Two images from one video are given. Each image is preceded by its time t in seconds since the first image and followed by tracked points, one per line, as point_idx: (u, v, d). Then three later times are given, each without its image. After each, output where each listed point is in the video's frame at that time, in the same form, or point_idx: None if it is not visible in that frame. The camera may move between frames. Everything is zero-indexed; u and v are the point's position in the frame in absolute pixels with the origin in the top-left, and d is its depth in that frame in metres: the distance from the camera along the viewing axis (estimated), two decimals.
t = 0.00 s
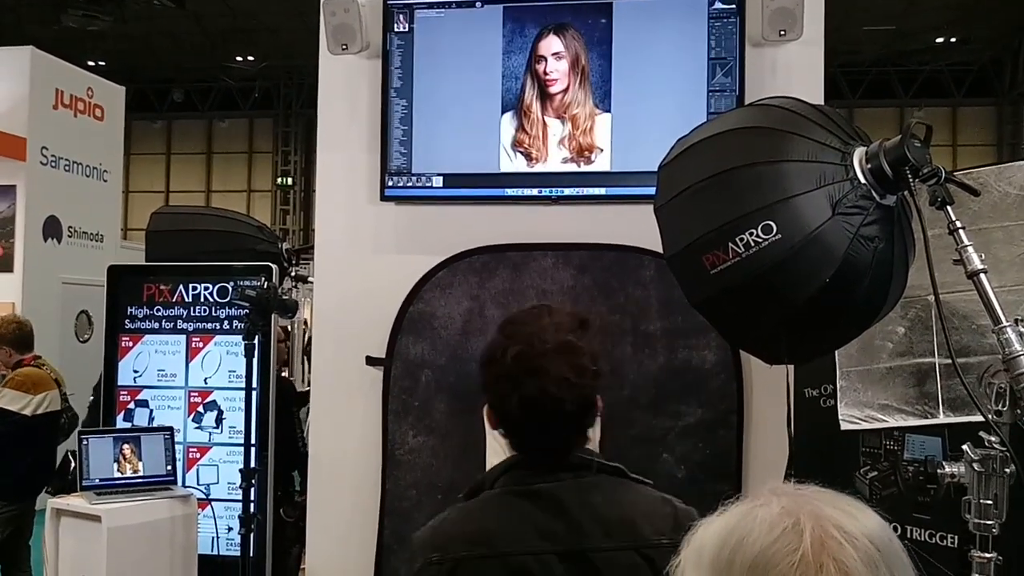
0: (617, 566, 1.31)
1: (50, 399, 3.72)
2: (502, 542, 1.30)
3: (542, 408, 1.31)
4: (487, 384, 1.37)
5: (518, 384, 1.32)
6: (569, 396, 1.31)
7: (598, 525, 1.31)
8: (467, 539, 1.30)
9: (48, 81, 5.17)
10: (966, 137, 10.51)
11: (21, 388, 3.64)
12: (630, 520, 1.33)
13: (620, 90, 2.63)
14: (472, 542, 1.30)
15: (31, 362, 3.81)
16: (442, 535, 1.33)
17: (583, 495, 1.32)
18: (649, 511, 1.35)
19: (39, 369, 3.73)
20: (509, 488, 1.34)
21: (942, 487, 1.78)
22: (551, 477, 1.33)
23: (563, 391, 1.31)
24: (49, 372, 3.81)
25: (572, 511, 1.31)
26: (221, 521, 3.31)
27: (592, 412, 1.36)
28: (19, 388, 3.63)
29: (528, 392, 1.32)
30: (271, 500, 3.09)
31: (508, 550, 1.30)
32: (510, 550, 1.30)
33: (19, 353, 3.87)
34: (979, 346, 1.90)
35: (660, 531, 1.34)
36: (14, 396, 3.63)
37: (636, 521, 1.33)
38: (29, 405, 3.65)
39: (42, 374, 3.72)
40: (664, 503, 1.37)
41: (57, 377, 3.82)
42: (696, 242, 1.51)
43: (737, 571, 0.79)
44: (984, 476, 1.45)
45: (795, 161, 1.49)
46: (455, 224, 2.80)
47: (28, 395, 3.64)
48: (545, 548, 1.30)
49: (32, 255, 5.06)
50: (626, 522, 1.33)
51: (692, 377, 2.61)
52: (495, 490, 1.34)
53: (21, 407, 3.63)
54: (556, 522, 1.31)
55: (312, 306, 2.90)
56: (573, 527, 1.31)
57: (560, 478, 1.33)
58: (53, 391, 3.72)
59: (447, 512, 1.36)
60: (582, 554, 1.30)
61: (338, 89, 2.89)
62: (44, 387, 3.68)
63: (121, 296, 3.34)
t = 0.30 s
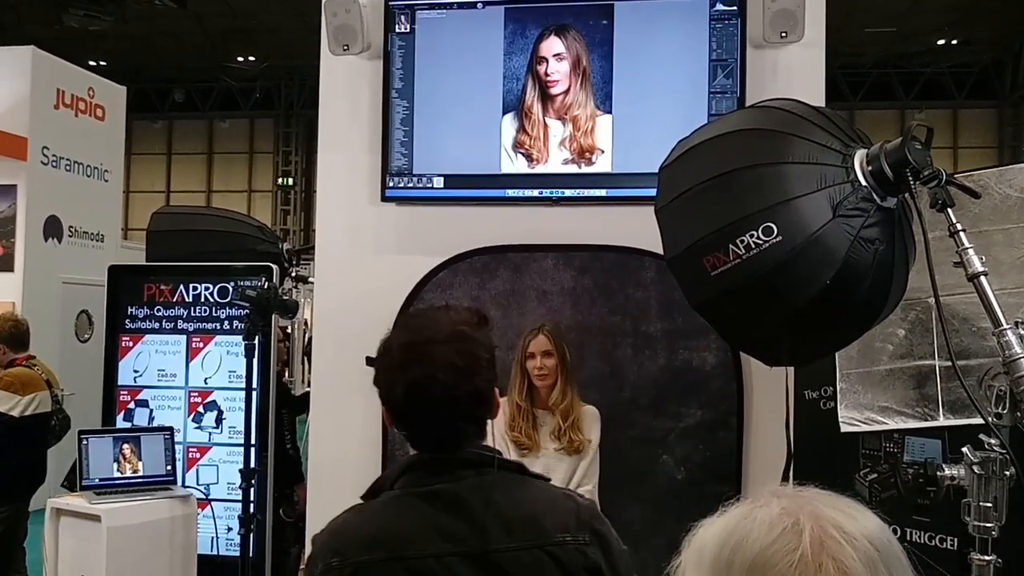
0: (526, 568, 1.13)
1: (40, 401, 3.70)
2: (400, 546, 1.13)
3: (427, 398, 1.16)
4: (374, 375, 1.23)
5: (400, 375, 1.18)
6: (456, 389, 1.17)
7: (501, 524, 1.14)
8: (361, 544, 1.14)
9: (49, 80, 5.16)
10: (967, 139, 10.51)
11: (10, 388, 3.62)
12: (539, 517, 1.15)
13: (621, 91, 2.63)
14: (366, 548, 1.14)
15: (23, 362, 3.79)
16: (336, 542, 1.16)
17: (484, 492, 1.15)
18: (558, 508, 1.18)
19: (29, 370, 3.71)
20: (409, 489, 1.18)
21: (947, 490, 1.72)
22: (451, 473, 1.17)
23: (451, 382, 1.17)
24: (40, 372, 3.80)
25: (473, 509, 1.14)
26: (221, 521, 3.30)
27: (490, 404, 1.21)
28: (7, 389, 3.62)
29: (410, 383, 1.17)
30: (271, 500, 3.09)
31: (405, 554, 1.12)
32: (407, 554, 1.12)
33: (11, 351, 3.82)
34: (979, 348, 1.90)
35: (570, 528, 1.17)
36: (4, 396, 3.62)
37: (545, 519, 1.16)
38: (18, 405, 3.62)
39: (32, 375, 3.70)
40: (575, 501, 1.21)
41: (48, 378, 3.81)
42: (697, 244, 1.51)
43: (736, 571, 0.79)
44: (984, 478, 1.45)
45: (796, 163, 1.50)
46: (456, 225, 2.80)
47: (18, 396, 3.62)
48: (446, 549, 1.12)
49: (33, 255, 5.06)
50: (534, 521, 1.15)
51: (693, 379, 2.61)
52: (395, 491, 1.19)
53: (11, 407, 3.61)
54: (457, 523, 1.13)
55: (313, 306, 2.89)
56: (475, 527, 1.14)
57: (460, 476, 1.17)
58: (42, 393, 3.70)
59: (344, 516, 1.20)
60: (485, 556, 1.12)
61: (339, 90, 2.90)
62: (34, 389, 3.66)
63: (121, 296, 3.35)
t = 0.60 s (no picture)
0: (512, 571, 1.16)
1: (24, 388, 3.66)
2: (385, 558, 1.12)
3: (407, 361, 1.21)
4: (348, 348, 1.26)
5: (383, 341, 1.23)
6: (439, 361, 1.23)
7: (486, 530, 1.16)
8: (344, 558, 1.12)
9: (50, 79, 5.16)
10: (967, 140, 10.52)
11: None
12: (519, 521, 1.18)
13: (622, 91, 2.63)
14: (351, 561, 1.12)
15: (8, 350, 3.76)
16: (317, 554, 1.12)
17: (466, 498, 1.17)
18: (532, 510, 1.21)
19: (12, 357, 3.68)
20: (386, 498, 1.16)
21: (943, 490, 1.66)
22: (428, 479, 1.16)
23: (433, 352, 1.23)
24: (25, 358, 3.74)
25: (456, 516, 1.15)
26: (221, 520, 3.30)
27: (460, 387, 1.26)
28: None
29: (394, 346, 1.22)
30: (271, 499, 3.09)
31: (393, 567, 1.12)
32: (395, 565, 1.12)
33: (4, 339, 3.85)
34: (980, 348, 1.90)
35: (547, 530, 1.20)
36: None
37: (525, 521, 1.19)
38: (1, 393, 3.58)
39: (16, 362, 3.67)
40: (544, 501, 1.24)
41: (33, 364, 3.76)
42: (697, 244, 1.51)
43: (733, 556, 0.79)
44: (984, 478, 1.45)
45: (796, 163, 1.50)
46: (456, 225, 2.80)
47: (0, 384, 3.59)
48: (435, 559, 1.13)
49: (33, 254, 5.06)
50: (514, 525, 1.18)
51: (693, 378, 2.61)
52: (369, 500, 1.16)
53: None
54: (443, 531, 1.14)
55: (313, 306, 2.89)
56: (461, 534, 1.15)
57: (440, 483, 1.17)
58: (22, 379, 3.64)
59: (314, 525, 1.16)
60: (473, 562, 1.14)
61: (340, 89, 2.90)
62: (16, 375, 3.62)
63: (122, 295, 3.35)
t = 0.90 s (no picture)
0: (509, 560, 1.21)
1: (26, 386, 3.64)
2: (399, 545, 1.13)
3: (413, 356, 1.24)
4: (353, 340, 1.27)
5: (393, 335, 1.25)
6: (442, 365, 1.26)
7: (486, 520, 1.21)
8: (359, 546, 1.12)
9: (49, 80, 5.16)
10: (966, 139, 10.52)
11: None
12: (510, 514, 1.24)
13: (621, 90, 2.63)
14: (363, 548, 1.12)
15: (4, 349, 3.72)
16: (328, 541, 1.12)
17: (466, 490, 1.21)
18: (517, 508, 1.28)
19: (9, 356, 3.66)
20: (390, 489, 1.18)
21: (944, 488, 1.70)
22: (433, 472, 1.19)
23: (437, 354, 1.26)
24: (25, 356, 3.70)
25: (459, 507, 1.19)
26: (221, 521, 3.30)
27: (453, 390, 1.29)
28: None
29: (402, 341, 1.24)
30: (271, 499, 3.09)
31: (408, 553, 1.13)
32: (408, 554, 1.14)
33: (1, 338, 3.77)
34: (979, 347, 1.90)
35: (533, 523, 1.27)
36: None
37: (514, 515, 1.25)
38: (5, 394, 3.56)
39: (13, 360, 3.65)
40: (527, 499, 1.31)
41: (34, 363, 3.71)
42: (696, 243, 1.51)
43: (728, 534, 0.81)
44: (985, 477, 1.45)
45: (795, 162, 1.50)
46: (456, 225, 2.80)
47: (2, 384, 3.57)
48: (443, 547, 1.16)
49: (33, 255, 5.06)
50: (506, 517, 1.24)
51: (693, 378, 2.61)
52: (372, 492, 1.17)
53: None
54: (449, 520, 1.18)
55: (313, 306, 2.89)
56: (463, 524, 1.19)
57: (442, 476, 1.20)
58: (25, 380, 3.63)
59: (315, 519, 1.16)
60: (477, 550, 1.18)
61: (339, 89, 2.90)
62: (16, 373, 3.61)
63: (121, 296, 3.35)
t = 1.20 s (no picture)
0: (466, 549, 1.35)
1: (42, 386, 3.59)
2: (368, 525, 1.27)
3: (389, 365, 1.37)
4: (330, 353, 1.40)
5: (367, 347, 1.39)
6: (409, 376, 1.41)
7: (446, 512, 1.35)
8: (333, 525, 1.26)
9: (48, 80, 5.16)
10: (965, 138, 10.51)
11: (14, 375, 3.51)
12: (468, 509, 1.38)
13: (620, 89, 2.63)
14: (337, 526, 1.26)
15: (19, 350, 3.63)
16: (305, 520, 1.25)
17: (429, 484, 1.36)
18: (475, 507, 1.42)
19: (26, 357, 3.58)
20: (362, 480, 1.31)
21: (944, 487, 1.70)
22: (400, 465, 1.33)
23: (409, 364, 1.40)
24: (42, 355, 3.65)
25: (422, 497, 1.33)
26: (221, 520, 3.30)
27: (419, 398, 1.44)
28: (10, 376, 3.50)
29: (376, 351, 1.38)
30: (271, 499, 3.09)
31: (376, 532, 1.27)
32: (376, 533, 1.27)
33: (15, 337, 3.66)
34: (978, 346, 1.90)
35: (489, 520, 1.41)
36: (5, 386, 3.50)
37: (473, 512, 1.39)
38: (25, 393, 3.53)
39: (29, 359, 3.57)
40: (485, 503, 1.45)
41: (49, 364, 3.67)
42: (696, 242, 1.51)
43: (730, 530, 0.82)
44: (985, 476, 1.45)
45: (795, 161, 1.49)
46: (455, 223, 2.80)
47: (20, 384, 3.51)
48: (408, 531, 1.30)
49: (32, 255, 5.06)
50: (466, 512, 1.38)
51: (692, 377, 2.61)
52: (344, 482, 1.31)
53: (15, 396, 3.51)
54: (413, 508, 1.32)
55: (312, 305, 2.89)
56: (425, 513, 1.33)
57: (408, 471, 1.34)
58: (45, 378, 3.60)
59: (294, 504, 1.29)
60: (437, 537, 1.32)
61: (338, 88, 2.89)
62: (33, 374, 3.55)
63: (121, 296, 3.35)
